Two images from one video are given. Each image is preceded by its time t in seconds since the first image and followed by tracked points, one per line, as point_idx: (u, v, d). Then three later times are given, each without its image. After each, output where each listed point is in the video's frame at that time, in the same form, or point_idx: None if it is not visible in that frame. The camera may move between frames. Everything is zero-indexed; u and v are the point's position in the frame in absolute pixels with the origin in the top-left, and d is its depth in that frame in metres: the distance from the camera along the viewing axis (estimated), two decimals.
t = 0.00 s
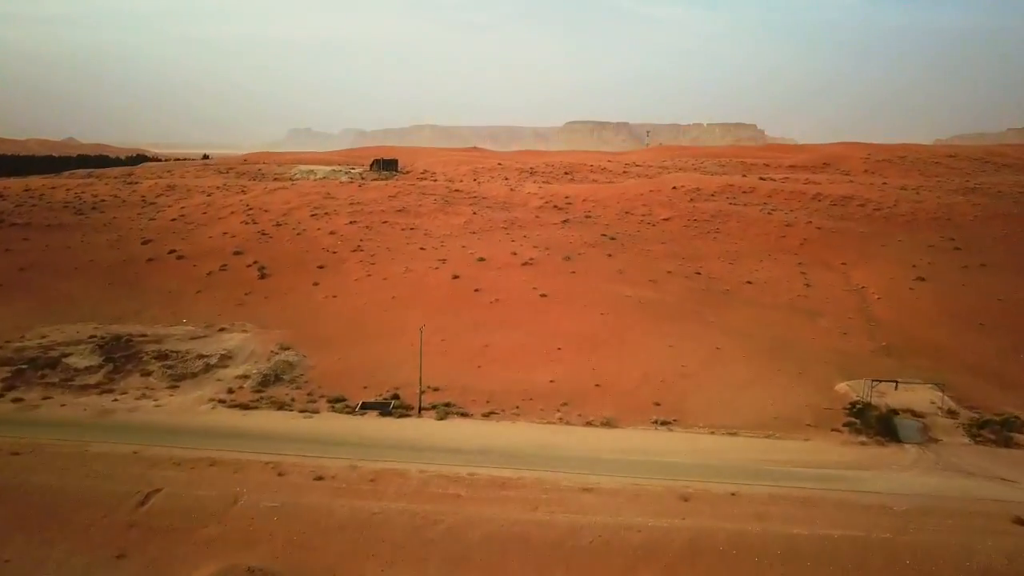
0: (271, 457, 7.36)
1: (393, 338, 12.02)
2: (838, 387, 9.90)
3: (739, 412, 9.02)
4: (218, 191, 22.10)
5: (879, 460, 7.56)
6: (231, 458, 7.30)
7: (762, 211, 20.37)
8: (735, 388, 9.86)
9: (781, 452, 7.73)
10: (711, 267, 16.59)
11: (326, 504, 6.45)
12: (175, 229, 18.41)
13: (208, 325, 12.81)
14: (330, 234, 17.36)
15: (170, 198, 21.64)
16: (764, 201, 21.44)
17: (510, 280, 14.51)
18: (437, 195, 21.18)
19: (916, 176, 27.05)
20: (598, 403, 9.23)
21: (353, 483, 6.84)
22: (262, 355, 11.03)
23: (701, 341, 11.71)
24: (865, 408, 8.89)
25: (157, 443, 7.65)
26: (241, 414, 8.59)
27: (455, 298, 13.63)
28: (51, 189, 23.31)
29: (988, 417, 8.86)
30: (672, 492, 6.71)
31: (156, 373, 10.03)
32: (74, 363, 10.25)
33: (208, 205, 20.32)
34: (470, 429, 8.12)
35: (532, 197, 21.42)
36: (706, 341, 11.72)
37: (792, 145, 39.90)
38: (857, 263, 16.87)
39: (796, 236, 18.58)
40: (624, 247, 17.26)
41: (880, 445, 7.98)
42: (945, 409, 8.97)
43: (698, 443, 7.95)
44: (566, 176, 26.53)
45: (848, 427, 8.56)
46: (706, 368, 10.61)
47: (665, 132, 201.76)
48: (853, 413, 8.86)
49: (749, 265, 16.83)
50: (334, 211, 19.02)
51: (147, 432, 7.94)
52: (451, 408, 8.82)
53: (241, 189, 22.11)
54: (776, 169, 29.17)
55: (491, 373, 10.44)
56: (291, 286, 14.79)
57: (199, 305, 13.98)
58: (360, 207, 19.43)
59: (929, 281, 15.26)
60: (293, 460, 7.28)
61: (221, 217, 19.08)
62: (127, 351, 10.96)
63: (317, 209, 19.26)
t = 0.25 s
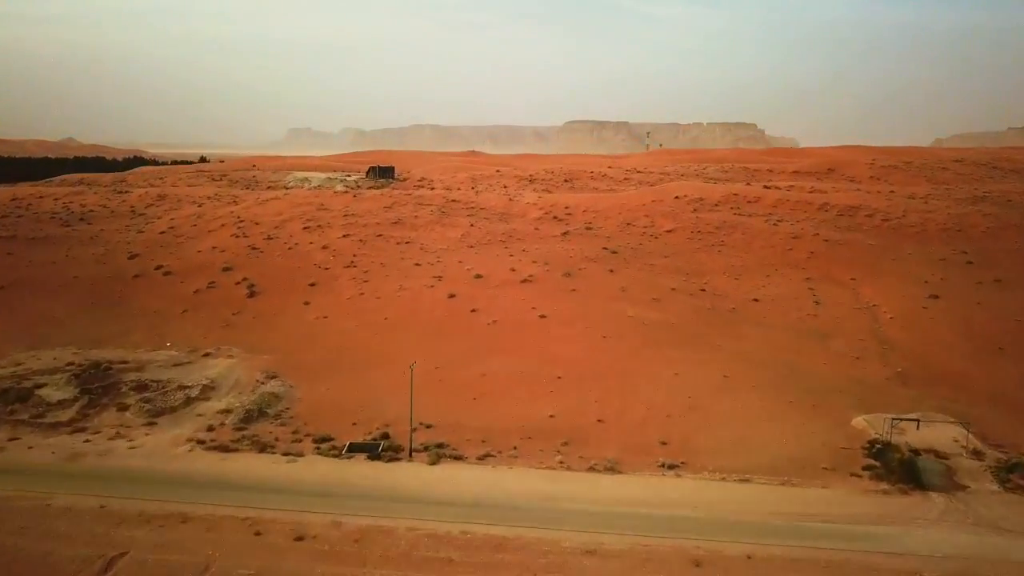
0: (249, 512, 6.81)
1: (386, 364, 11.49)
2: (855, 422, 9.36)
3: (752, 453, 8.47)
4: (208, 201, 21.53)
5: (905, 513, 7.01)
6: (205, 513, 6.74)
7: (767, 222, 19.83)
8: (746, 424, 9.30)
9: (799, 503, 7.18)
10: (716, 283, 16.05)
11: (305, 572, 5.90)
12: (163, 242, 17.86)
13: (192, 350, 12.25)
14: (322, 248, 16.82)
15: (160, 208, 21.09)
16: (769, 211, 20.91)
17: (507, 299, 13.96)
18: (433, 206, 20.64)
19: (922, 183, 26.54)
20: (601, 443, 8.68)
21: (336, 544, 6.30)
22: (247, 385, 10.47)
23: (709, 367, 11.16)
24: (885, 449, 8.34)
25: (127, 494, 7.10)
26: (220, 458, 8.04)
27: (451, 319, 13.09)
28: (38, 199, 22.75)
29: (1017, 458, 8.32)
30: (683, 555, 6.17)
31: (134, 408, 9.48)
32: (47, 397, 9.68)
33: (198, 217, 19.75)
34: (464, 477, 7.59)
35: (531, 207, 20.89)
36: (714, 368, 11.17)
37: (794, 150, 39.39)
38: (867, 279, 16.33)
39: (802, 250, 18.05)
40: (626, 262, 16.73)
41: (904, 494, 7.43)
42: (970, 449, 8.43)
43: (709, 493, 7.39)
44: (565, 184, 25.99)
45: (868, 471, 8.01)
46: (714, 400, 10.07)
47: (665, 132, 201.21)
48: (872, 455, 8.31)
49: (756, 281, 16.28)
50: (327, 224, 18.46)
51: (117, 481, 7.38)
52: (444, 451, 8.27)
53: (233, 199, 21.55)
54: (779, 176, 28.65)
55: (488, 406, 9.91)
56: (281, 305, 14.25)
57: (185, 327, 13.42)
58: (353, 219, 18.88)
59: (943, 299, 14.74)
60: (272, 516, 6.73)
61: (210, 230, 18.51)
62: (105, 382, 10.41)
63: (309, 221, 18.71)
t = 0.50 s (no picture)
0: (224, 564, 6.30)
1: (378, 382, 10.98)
2: (872, 452, 8.84)
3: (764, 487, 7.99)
4: (200, 201, 20.99)
5: (933, 563, 6.51)
6: (176, 566, 6.24)
7: (773, 224, 19.29)
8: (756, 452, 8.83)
9: (817, 551, 6.67)
10: (721, 289, 15.53)
11: None
12: (150, 247, 17.32)
13: (175, 367, 11.76)
14: (314, 254, 16.29)
15: (149, 209, 20.54)
16: (774, 212, 20.36)
17: (505, 309, 13.44)
18: (430, 207, 20.10)
19: (931, 181, 25.97)
20: (602, 477, 8.19)
21: None
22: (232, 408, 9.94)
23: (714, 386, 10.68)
24: (906, 486, 7.84)
25: (93, 543, 6.59)
26: (197, 497, 7.53)
27: (445, 331, 12.57)
28: (25, 199, 22.18)
29: None
30: None
31: (109, 436, 8.97)
32: (18, 424, 9.17)
33: (187, 219, 19.21)
34: (458, 520, 7.08)
35: (530, 208, 20.34)
36: (720, 387, 10.66)
37: (798, 146, 38.79)
38: (877, 286, 15.80)
39: (810, 253, 17.51)
40: (629, 268, 16.20)
41: (929, 539, 6.94)
42: (998, 483, 7.93)
43: (721, 538, 6.88)
44: (566, 182, 25.41)
45: (889, 512, 7.52)
46: (722, 425, 9.56)
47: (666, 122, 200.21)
48: (893, 492, 7.80)
49: (762, 287, 15.76)
50: (320, 227, 17.91)
51: (85, 526, 6.87)
52: (435, 489, 7.77)
53: (224, 199, 20.99)
54: (784, 174, 28.08)
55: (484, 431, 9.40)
56: (270, 316, 13.72)
57: (168, 340, 12.91)
58: (347, 221, 18.34)
59: (957, 308, 14.22)
60: (250, 569, 6.22)
61: (199, 233, 17.97)
62: (81, 405, 9.89)
63: (301, 224, 18.17)
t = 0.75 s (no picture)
0: None
1: (369, 401, 10.48)
2: (890, 484, 8.34)
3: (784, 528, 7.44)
4: (190, 201, 20.43)
5: None
6: None
7: (780, 225, 18.75)
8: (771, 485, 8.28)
9: None
10: (727, 296, 15.00)
11: None
12: (137, 250, 16.78)
13: (157, 384, 11.24)
14: (306, 258, 15.76)
15: (138, 209, 19.99)
16: (781, 212, 19.81)
17: (503, 320, 12.93)
18: (427, 206, 19.55)
19: (940, 178, 25.42)
20: (605, 515, 7.70)
21: None
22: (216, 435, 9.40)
23: (723, 406, 10.14)
24: (930, 528, 7.35)
25: None
26: (170, 541, 7.02)
27: (441, 345, 12.07)
28: (12, 197, 21.61)
29: None
30: None
31: (82, 467, 8.46)
32: None
33: (176, 220, 18.66)
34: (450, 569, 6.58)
35: (530, 208, 19.79)
36: (728, 407, 10.15)
37: (802, 139, 38.22)
38: (888, 293, 15.27)
39: (818, 257, 16.98)
40: (631, 273, 15.67)
41: None
42: None
43: None
44: (566, 178, 24.83)
45: (912, 559, 7.03)
46: (731, 453, 9.05)
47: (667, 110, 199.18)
48: (916, 535, 7.31)
49: (769, 294, 15.23)
50: (312, 229, 17.37)
51: None
52: (426, 530, 7.28)
53: (215, 198, 20.43)
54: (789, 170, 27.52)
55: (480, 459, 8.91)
56: (259, 327, 13.20)
57: (152, 353, 12.41)
58: (341, 223, 17.79)
59: (972, 317, 13.72)
60: None
61: (188, 235, 17.44)
62: (55, 430, 9.37)
63: (294, 226, 17.62)
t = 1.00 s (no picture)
0: None
1: (359, 422, 9.97)
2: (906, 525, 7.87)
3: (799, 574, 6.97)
4: (180, 201, 19.88)
5: None
6: None
7: (786, 227, 18.22)
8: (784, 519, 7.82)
9: None
10: (732, 304, 14.48)
11: None
12: (123, 256, 16.24)
13: (138, 404, 10.73)
14: (297, 264, 15.23)
15: (125, 210, 19.43)
16: (787, 212, 19.27)
17: (500, 333, 12.43)
18: (423, 207, 19.01)
19: (948, 175, 24.87)
20: (607, 558, 7.23)
21: None
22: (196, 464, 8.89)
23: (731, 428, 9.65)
24: None
25: None
26: None
27: (435, 359, 11.56)
28: None
29: None
30: None
31: (51, 504, 7.94)
32: None
33: (165, 222, 18.13)
34: None
35: (529, 209, 19.26)
36: (737, 432, 9.63)
37: (806, 133, 37.62)
38: (899, 301, 14.76)
39: (826, 261, 16.46)
40: (633, 280, 15.15)
41: None
42: None
43: None
44: (567, 175, 24.27)
45: None
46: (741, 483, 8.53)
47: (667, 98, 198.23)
48: None
49: (776, 302, 14.72)
50: (304, 232, 16.83)
51: None
52: None
53: (206, 198, 19.89)
54: (793, 167, 26.97)
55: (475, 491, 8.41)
56: (247, 340, 12.69)
57: (134, 368, 11.91)
58: (334, 226, 17.25)
59: (989, 329, 13.21)
60: None
61: (176, 239, 16.91)
62: (25, 461, 8.85)
63: (285, 229, 17.08)
